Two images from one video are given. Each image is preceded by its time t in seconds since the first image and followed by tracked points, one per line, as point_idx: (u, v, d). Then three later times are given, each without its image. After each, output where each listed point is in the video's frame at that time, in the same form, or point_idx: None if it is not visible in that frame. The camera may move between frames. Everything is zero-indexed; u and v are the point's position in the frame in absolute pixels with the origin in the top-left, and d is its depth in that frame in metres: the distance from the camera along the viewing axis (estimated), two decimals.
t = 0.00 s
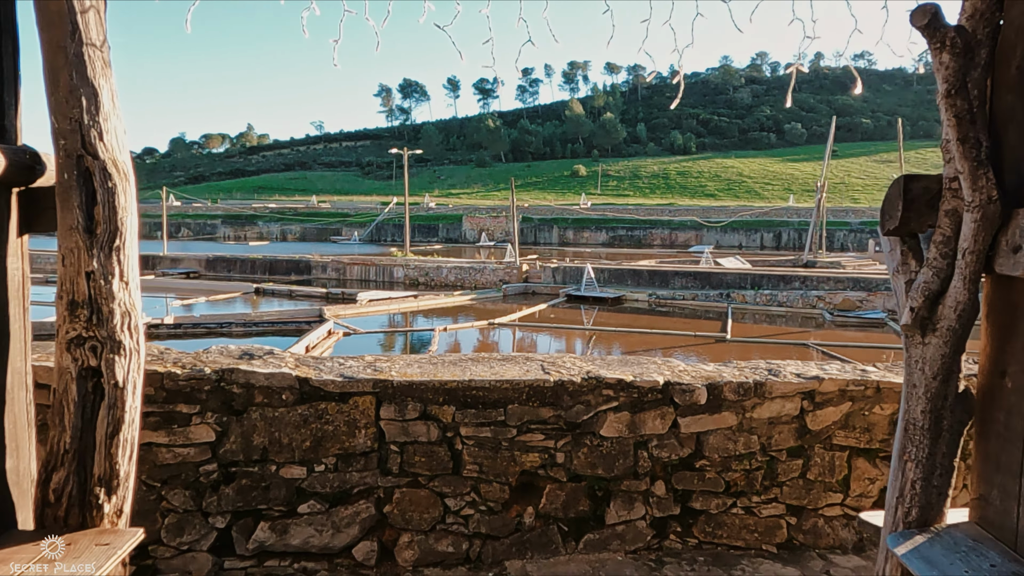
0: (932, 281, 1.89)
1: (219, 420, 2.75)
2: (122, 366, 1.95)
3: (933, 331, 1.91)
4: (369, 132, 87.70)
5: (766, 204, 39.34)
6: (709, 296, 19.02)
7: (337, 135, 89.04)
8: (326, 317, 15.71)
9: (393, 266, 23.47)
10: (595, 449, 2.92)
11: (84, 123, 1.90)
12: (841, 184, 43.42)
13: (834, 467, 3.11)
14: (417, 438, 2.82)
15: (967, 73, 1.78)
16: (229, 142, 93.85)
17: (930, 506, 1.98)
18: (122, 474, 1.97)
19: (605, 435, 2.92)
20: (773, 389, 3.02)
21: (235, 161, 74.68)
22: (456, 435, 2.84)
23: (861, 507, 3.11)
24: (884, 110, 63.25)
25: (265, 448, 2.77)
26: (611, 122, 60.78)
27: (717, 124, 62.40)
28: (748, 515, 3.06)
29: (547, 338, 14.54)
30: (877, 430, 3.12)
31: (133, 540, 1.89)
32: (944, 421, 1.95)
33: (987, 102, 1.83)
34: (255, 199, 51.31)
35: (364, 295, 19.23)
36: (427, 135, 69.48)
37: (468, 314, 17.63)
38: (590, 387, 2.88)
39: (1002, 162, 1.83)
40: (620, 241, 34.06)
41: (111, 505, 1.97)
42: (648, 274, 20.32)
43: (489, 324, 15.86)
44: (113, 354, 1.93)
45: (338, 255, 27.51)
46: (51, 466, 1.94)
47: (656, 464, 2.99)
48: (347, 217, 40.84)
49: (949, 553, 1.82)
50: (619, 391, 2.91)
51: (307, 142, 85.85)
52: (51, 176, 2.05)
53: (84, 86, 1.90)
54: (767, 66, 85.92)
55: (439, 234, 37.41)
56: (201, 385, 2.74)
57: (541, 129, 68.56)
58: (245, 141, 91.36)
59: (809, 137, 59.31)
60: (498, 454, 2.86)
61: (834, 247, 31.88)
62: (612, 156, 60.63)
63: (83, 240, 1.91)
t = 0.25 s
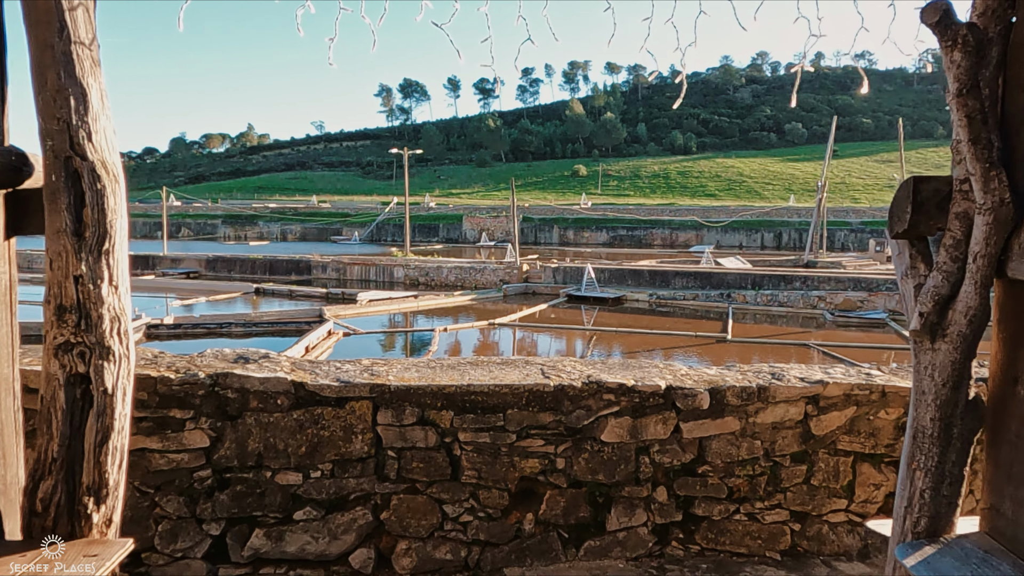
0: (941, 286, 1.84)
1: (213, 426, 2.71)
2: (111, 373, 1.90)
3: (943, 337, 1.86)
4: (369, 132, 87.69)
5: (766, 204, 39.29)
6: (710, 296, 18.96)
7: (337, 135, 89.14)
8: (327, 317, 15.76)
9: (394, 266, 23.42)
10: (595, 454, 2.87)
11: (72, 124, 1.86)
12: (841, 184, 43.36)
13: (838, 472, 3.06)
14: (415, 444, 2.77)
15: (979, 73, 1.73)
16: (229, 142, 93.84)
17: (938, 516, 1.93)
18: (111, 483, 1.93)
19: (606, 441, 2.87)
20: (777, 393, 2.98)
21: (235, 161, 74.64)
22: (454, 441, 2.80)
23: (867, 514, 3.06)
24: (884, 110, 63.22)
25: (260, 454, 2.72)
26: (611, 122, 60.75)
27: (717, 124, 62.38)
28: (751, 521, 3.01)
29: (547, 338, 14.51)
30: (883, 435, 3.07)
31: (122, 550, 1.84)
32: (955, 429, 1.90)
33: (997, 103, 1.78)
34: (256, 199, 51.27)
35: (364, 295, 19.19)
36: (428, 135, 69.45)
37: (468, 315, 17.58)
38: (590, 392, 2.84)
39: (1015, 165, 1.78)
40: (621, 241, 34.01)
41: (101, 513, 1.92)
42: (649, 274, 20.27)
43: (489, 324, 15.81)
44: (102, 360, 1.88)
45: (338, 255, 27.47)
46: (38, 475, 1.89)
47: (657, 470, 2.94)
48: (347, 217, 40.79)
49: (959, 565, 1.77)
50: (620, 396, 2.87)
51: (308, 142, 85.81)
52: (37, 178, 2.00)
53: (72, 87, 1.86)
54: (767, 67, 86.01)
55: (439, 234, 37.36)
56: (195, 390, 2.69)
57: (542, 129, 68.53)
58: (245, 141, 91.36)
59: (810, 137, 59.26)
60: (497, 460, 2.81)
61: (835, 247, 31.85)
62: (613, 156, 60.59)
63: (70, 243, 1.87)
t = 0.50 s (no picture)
0: (953, 291, 1.80)
1: (209, 431, 2.66)
2: (102, 380, 1.86)
3: (955, 342, 1.81)
4: (371, 132, 87.70)
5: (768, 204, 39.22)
6: (712, 296, 18.89)
7: (339, 135, 89.15)
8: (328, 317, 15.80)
9: (395, 266, 23.37)
10: (598, 460, 2.82)
11: (62, 123, 1.81)
12: (843, 184, 43.28)
13: (844, 478, 3.01)
14: (414, 449, 2.73)
15: (992, 71, 1.69)
16: (230, 142, 93.88)
17: (950, 525, 1.89)
18: (102, 492, 1.89)
19: (608, 446, 2.83)
20: (782, 398, 2.93)
21: (236, 161, 74.64)
22: (454, 446, 2.75)
23: (873, 520, 3.01)
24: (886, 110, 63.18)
25: (256, 460, 2.68)
26: (612, 121, 60.73)
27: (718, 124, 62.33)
28: (756, 528, 2.96)
29: (549, 338, 14.47)
30: (889, 440, 3.02)
31: (114, 560, 1.80)
32: (966, 437, 1.85)
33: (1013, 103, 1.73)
34: (257, 199, 51.25)
35: (365, 295, 19.15)
36: (429, 135, 69.43)
37: (470, 315, 17.53)
38: (592, 397, 2.79)
39: None
40: (622, 241, 33.95)
41: (90, 523, 1.88)
42: (650, 274, 20.20)
43: (490, 324, 15.75)
44: (92, 366, 1.84)
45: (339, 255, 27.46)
46: (27, 484, 1.84)
47: (660, 475, 2.90)
48: (348, 217, 40.76)
49: None
50: (623, 400, 2.82)
51: (309, 142, 85.80)
52: (28, 180, 1.96)
53: (63, 85, 1.81)
54: (768, 67, 86.03)
55: (441, 234, 37.28)
56: (190, 395, 2.65)
57: (543, 129, 68.49)
58: (247, 141, 91.42)
59: (811, 137, 59.17)
60: (497, 465, 2.76)
61: (836, 247, 31.80)
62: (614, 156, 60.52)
63: (60, 246, 1.82)
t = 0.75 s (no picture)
0: (966, 295, 1.74)
1: (203, 436, 2.61)
2: (91, 386, 1.82)
3: (968, 348, 1.76)
4: (372, 132, 87.72)
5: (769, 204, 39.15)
6: (713, 296, 18.85)
7: (340, 135, 89.12)
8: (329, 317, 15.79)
9: (396, 267, 23.33)
10: (599, 466, 2.77)
11: (49, 122, 1.76)
12: (844, 184, 43.20)
13: (851, 483, 2.95)
14: (412, 455, 2.68)
15: (1010, 66, 1.62)
16: (232, 142, 93.92)
17: (962, 537, 1.83)
18: (91, 501, 1.84)
19: (610, 452, 2.77)
20: (787, 402, 2.88)
21: (238, 161, 74.65)
22: (453, 452, 2.69)
23: (879, 527, 2.96)
24: (887, 110, 63.14)
25: (251, 466, 2.62)
26: (614, 121, 60.71)
27: (719, 124, 62.33)
28: (760, 535, 2.91)
29: (550, 338, 14.44)
30: (896, 445, 2.97)
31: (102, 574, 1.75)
32: (979, 446, 1.80)
33: None
34: (258, 199, 51.22)
35: (366, 295, 19.10)
36: (430, 135, 69.40)
37: (471, 315, 17.47)
38: (594, 402, 2.74)
39: None
40: (623, 241, 33.90)
41: (77, 535, 1.82)
42: (651, 274, 20.14)
43: (491, 324, 15.70)
44: (80, 372, 1.80)
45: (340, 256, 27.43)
46: (13, 492, 1.79)
47: (663, 481, 2.84)
48: (349, 217, 40.71)
49: None
50: (626, 405, 2.77)
51: (310, 142, 85.81)
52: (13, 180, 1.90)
53: (49, 83, 1.75)
54: (769, 67, 86.03)
55: (442, 234, 37.22)
56: (185, 400, 2.60)
57: (544, 129, 68.45)
58: (248, 141, 91.48)
59: (813, 137, 59.09)
60: (498, 471, 2.71)
61: (838, 247, 31.75)
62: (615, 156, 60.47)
63: (47, 248, 1.77)
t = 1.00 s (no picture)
0: (979, 298, 1.70)
1: (198, 440, 2.57)
2: (80, 392, 1.77)
3: (981, 352, 1.71)
4: (373, 132, 87.78)
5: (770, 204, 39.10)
6: (714, 296, 18.78)
7: (341, 136, 89.14)
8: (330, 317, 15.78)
9: (396, 267, 23.28)
10: (601, 471, 2.72)
11: (37, 121, 1.71)
12: (845, 184, 43.12)
13: (857, 488, 2.91)
14: (411, 459, 2.63)
15: None
16: (232, 142, 93.95)
17: (974, 546, 1.78)
18: (81, 508, 1.79)
19: (612, 456, 2.73)
20: (792, 406, 2.84)
21: (238, 161, 74.66)
22: (452, 456, 2.65)
23: (886, 533, 2.91)
24: (888, 110, 63.09)
25: (247, 471, 2.58)
26: (614, 121, 60.65)
27: (721, 124, 62.31)
28: (765, 540, 2.86)
29: (551, 338, 14.41)
30: (902, 449, 2.93)
31: None
32: (992, 452, 1.75)
33: None
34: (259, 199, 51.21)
35: (367, 295, 19.05)
36: (431, 135, 69.39)
37: (471, 315, 17.42)
38: (596, 405, 2.70)
39: None
40: (624, 241, 33.84)
41: (67, 543, 1.77)
42: (652, 274, 20.09)
43: (492, 324, 15.65)
44: (69, 377, 1.75)
45: (341, 256, 27.40)
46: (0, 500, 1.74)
47: (666, 486, 2.79)
48: (350, 217, 40.67)
49: None
50: (627, 409, 2.73)
51: (311, 142, 85.78)
52: None
53: (38, 79, 1.70)
54: (770, 67, 86.02)
55: (442, 234, 37.17)
56: (179, 404, 2.56)
57: (545, 129, 68.41)
58: (248, 141, 91.49)
59: (814, 137, 59.02)
60: (497, 476, 2.66)
61: (839, 247, 31.67)
62: (616, 156, 60.41)
63: (36, 250, 1.72)
